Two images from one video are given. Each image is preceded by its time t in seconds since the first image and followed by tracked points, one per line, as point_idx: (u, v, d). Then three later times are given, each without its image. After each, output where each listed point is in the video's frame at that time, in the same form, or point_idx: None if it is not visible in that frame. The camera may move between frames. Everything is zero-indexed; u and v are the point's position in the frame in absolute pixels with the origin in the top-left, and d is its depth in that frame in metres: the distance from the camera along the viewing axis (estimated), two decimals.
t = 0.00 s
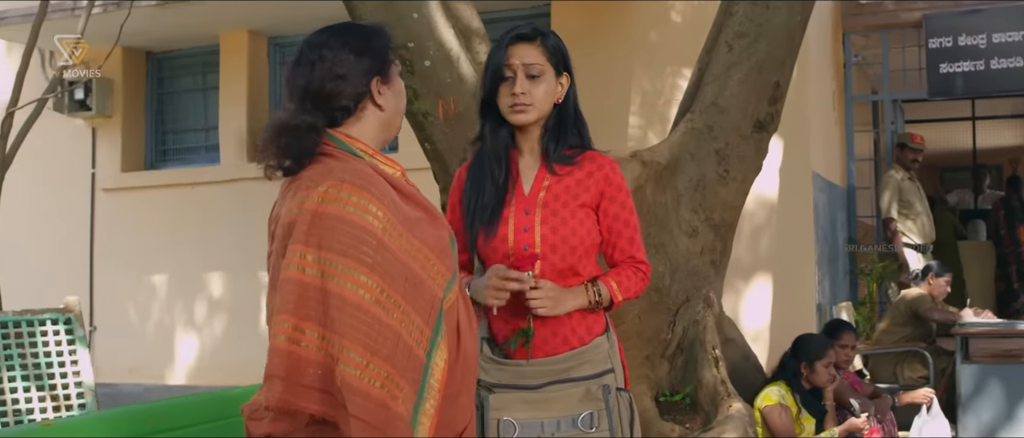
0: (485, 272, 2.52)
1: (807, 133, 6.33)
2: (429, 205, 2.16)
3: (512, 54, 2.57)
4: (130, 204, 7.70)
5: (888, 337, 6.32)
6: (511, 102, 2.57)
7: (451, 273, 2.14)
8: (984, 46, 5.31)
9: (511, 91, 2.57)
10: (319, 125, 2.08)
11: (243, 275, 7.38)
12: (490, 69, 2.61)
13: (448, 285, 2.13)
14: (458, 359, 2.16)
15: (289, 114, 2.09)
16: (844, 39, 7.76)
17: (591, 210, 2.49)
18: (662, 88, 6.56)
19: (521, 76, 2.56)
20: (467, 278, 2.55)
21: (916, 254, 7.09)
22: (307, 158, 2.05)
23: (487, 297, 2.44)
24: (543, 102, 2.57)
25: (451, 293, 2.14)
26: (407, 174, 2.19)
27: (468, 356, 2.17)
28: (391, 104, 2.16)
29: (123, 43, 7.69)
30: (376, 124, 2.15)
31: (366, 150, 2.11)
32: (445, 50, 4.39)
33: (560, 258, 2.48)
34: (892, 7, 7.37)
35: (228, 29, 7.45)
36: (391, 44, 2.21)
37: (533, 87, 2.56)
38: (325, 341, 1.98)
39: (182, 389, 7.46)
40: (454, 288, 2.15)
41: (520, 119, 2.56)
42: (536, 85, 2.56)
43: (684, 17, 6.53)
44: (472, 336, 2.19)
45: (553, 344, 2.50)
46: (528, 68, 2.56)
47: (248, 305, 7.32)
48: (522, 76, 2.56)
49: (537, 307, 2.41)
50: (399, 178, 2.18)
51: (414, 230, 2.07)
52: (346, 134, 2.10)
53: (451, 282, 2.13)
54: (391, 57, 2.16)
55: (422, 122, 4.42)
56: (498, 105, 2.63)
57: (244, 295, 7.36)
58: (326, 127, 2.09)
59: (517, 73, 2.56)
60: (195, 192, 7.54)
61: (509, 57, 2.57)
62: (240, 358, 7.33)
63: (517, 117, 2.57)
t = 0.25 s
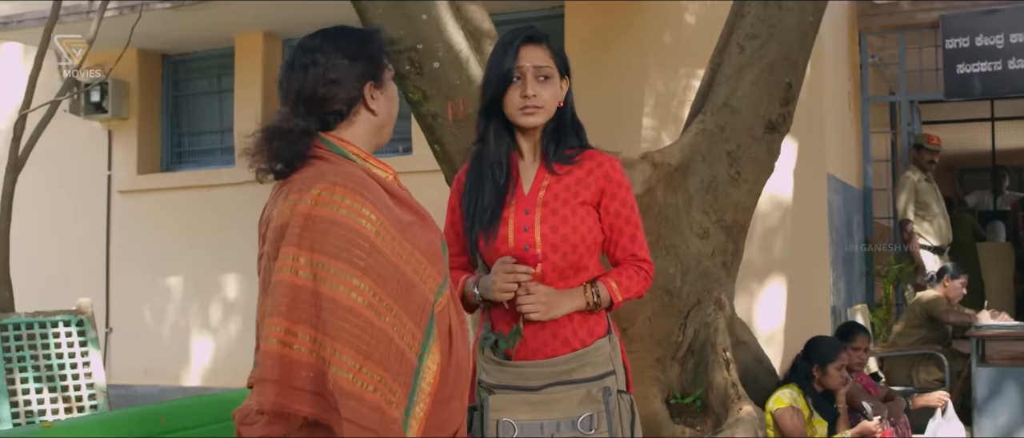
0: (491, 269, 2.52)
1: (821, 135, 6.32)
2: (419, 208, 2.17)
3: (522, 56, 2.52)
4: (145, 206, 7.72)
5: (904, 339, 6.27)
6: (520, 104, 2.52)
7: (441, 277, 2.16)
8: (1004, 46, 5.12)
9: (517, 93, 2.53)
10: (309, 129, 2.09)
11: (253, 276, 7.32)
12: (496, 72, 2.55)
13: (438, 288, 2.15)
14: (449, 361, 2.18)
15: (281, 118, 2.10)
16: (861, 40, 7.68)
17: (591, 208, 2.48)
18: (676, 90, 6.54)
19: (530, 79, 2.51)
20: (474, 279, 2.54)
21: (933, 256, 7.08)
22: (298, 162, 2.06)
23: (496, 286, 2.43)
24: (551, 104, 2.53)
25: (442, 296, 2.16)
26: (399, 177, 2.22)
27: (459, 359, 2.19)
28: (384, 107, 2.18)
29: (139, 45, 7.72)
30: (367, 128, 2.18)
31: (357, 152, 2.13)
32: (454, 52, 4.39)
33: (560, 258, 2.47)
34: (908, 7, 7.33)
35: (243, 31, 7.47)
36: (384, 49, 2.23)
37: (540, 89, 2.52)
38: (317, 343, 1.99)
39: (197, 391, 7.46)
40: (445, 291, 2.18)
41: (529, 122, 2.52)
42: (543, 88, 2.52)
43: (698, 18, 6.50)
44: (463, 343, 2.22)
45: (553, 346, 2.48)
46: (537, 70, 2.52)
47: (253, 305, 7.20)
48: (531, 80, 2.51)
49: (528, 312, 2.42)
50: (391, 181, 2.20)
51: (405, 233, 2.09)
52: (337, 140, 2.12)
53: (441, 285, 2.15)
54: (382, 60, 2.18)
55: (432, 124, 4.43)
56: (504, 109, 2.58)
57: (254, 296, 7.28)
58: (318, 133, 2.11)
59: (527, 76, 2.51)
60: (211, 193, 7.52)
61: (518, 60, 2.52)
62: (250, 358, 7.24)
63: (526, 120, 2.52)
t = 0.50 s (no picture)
0: (490, 270, 2.52)
1: (837, 135, 6.24)
2: (411, 209, 2.20)
3: (524, 58, 2.49)
4: (161, 208, 7.77)
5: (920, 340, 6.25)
6: (523, 106, 2.50)
7: (435, 279, 2.19)
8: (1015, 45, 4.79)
9: (520, 95, 2.50)
10: (302, 131, 2.14)
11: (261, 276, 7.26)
12: (496, 74, 2.53)
13: (432, 289, 2.18)
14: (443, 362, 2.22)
15: (273, 121, 2.15)
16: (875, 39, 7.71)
17: (589, 207, 2.48)
18: (689, 90, 6.52)
19: (532, 81, 2.50)
20: (473, 280, 2.55)
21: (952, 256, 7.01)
22: (291, 164, 2.11)
23: (497, 281, 2.42)
24: (552, 105, 2.52)
25: (436, 297, 2.19)
26: (391, 179, 2.26)
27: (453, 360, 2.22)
28: (376, 110, 2.23)
29: (156, 47, 7.76)
30: (359, 130, 2.22)
31: (348, 153, 2.18)
32: (463, 54, 4.39)
33: (559, 257, 2.46)
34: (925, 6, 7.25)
35: (257, 33, 7.48)
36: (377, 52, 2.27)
37: (542, 90, 2.51)
38: (312, 344, 2.02)
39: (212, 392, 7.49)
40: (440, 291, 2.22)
41: (532, 124, 2.51)
42: (544, 91, 2.51)
43: (712, 19, 6.48)
44: (457, 343, 2.22)
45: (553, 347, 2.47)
46: (540, 71, 2.50)
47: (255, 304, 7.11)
48: (533, 82, 2.50)
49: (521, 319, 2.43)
50: (383, 182, 2.23)
51: (399, 234, 2.12)
52: (328, 140, 2.17)
53: (436, 286, 2.19)
54: (374, 64, 2.23)
55: (441, 125, 4.47)
56: (504, 110, 2.56)
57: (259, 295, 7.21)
58: (309, 134, 2.16)
59: (530, 77, 2.49)
60: (224, 195, 7.57)
61: (520, 62, 2.49)
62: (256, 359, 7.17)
63: (529, 122, 2.51)
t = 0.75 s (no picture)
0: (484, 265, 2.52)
1: (852, 133, 6.19)
2: (405, 209, 2.24)
3: (523, 58, 2.49)
4: (176, 208, 7.76)
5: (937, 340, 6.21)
6: (521, 106, 2.49)
7: (427, 278, 2.23)
8: None
9: (517, 94, 2.50)
10: (295, 130, 2.17)
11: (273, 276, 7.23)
12: (495, 74, 2.50)
13: (423, 289, 2.22)
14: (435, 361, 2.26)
15: (266, 120, 2.18)
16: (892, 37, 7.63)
17: (584, 204, 2.48)
18: (704, 89, 6.48)
19: (531, 80, 2.49)
20: (467, 276, 2.53)
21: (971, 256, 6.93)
22: (281, 163, 2.14)
23: (497, 281, 2.42)
24: (550, 105, 2.51)
25: (427, 297, 2.23)
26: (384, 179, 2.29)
27: (443, 359, 2.25)
28: (368, 111, 2.26)
29: (172, 48, 7.79)
30: (351, 131, 2.26)
31: (339, 152, 2.21)
32: (472, 53, 4.39)
33: (554, 253, 2.47)
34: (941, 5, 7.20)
35: (272, 33, 7.50)
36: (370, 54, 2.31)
37: (539, 90, 2.50)
38: (304, 343, 2.06)
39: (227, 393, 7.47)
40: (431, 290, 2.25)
41: (530, 124, 2.50)
42: (542, 90, 2.50)
43: (725, 17, 6.45)
44: (448, 346, 2.27)
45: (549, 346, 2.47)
46: (538, 71, 2.49)
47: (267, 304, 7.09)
48: (532, 81, 2.49)
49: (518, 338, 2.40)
50: (376, 182, 2.26)
51: (391, 234, 2.16)
52: (320, 140, 2.20)
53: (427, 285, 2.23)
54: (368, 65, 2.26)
55: (451, 125, 4.46)
56: (501, 110, 2.55)
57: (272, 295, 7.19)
58: (302, 133, 2.19)
59: (528, 79, 2.48)
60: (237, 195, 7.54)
61: (519, 62, 2.49)
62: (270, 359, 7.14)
63: (527, 122, 2.50)
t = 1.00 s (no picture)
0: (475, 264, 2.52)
1: (865, 133, 6.16)
2: (407, 211, 2.13)
3: (517, 57, 2.50)
4: (190, 208, 7.78)
5: (952, 341, 6.18)
6: (514, 105, 2.51)
7: (428, 281, 2.12)
8: None
9: (509, 94, 2.51)
10: (303, 135, 2.06)
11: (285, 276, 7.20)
12: (488, 72, 2.51)
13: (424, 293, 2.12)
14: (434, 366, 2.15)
15: (273, 124, 2.07)
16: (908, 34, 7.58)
17: (576, 204, 2.47)
18: (717, 88, 6.45)
19: (524, 80, 2.50)
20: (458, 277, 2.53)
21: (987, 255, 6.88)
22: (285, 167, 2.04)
23: (490, 280, 2.43)
24: (543, 104, 2.53)
25: (427, 301, 2.13)
26: (389, 183, 2.18)
27: (440, 363, 2.15)
28: (379, 118, 2.15)
29: (186, 48, 7.81)
30: (359, 138, 2.14)
31: (347, 158, 2.09)
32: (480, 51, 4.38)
33: (546, 253, 2.45)
34: (958, 3, 7.15)
35: (285, 33, 7.50)
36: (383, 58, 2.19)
37: (533, 89, 2.51)
38: (300, 343, 1.96)
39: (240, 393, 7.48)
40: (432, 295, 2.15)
41: (523, 123, 2.52)
42: (535, 90, 2.51)
43: (738, 16, 6.42)
44: (443, 347, 2.17)
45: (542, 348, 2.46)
46: (531, 70, 2.51)
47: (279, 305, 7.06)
48: (525, 80, 2.50)
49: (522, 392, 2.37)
50: (381, 186, 2.15)
51: (393, 236, 2.06)
52: (327, 143, 2.09)
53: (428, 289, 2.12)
54: (377, 72, 2.14)
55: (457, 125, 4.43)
56: (494, 110, 2.56)
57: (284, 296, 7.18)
58: (309, 137, 2.08)
59: (521, 76, 2.49)
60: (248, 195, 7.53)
61: (513, 61, 2.49)
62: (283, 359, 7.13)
63: (520, 121, 2.52)
